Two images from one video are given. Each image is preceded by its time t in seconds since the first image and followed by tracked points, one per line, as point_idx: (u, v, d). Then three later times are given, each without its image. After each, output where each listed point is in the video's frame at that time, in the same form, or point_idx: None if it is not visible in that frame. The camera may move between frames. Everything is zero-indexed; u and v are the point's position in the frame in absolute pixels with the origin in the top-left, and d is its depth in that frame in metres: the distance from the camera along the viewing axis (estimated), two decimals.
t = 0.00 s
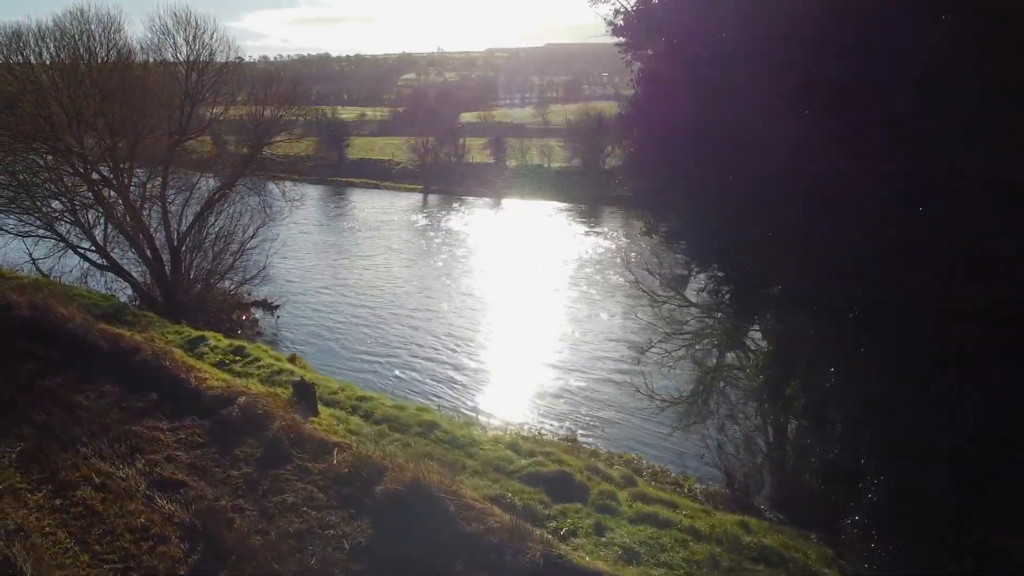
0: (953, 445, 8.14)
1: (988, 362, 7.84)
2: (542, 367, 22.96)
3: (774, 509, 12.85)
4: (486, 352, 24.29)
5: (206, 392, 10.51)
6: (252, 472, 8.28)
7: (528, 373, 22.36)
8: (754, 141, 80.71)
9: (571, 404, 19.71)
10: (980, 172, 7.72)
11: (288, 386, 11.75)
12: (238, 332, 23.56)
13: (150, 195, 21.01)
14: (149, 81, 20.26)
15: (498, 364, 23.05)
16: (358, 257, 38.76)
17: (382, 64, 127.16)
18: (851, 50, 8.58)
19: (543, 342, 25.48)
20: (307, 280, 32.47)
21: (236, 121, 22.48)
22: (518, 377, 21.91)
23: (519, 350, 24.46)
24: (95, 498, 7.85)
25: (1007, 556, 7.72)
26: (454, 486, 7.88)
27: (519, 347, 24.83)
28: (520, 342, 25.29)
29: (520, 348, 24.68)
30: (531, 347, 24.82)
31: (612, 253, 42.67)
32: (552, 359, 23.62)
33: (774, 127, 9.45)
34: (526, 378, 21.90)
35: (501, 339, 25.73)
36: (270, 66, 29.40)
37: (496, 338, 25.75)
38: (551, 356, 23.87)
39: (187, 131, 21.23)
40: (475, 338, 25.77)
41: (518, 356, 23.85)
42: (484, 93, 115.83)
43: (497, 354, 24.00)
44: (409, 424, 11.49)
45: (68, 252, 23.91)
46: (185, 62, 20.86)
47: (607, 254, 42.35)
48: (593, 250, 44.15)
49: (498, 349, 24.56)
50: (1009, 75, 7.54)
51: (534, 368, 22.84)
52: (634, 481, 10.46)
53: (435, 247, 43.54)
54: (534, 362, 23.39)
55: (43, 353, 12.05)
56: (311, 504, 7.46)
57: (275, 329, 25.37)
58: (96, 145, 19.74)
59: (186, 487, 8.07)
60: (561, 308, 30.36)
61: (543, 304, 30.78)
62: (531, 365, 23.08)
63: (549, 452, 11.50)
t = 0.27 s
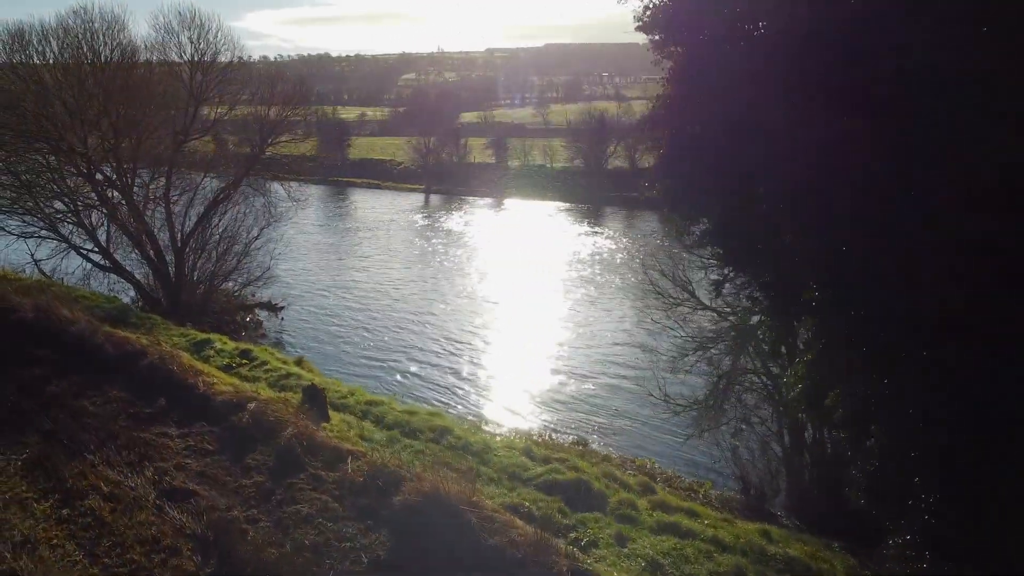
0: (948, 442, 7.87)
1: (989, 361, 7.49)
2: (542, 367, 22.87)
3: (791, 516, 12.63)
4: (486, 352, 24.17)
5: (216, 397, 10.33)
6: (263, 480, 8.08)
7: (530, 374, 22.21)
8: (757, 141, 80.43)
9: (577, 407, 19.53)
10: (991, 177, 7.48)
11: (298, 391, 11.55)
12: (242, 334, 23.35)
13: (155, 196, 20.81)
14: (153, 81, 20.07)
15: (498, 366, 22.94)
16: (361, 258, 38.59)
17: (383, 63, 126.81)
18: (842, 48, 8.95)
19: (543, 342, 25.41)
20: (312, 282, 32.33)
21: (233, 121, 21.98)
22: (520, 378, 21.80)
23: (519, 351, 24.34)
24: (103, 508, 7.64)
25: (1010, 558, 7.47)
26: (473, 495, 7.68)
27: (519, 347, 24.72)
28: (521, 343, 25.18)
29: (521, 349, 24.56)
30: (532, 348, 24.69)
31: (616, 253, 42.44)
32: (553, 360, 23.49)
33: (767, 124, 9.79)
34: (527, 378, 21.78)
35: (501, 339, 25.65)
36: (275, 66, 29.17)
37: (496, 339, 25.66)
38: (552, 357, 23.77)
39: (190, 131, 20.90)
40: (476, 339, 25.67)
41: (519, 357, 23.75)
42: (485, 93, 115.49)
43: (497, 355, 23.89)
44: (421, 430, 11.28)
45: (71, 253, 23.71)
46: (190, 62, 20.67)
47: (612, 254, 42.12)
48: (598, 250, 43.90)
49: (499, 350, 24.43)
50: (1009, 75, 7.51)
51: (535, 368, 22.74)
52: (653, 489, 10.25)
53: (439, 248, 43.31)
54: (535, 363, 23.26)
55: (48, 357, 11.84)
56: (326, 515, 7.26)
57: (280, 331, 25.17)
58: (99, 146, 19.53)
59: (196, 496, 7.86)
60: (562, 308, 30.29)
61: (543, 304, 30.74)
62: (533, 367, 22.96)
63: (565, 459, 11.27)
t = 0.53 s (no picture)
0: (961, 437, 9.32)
1: (991, 359, 8.84)
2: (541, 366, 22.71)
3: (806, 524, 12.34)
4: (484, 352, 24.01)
5: (224, 402, 10.11)
6: (276, 489, 7.88)
7: (529, 374, 22.02)
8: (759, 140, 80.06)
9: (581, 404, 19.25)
10: (990, 177, 8.71)
11: (308, 396, 11.36)
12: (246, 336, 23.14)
13: (159, 197, 20.59)
14: (158, 81, 19.88)
15: (496, 365, 22.76)
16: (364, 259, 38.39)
17: (383, 63, 126.50)
18: (850, 49, 10.27)
19: (542, 341, 25.27)
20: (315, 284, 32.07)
21: (232, 122, 21.58)
22: (518, 377, 21.62)
23: (518, 351, 24.19)
24: (112, 518, 7.42)
25: (1013, 555, 8.90)
26: (492, 506, 7.47)
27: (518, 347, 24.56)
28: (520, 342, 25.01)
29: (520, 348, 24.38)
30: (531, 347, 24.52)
31: (619, 254, 42.13)
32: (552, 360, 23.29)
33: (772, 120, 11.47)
34: (526, 378, 21.60)
35: (500, 339, 25.49)
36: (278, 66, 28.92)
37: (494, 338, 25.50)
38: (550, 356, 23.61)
39: (195, 131, 20.86)
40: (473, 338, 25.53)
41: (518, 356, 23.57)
42: (486, 93, 115.07)
43: (497, 355, 23.72)
44: (433, 435, 11.08)
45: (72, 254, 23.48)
46: (194, 62, 20.49)
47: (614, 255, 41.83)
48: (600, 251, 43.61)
49: (497, 350, 24.27)
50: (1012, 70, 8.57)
51: (534, 368, 22.56)
52: (671, 497, 10.03)
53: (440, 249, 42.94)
54: (534, 363, 23.09)
55: (51, 360, 11.63)
56: (343, 526, 7.06)
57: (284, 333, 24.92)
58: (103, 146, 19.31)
59: (207, 507, 7.66)
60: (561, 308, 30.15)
61: (542, 304, 30.59)
62: (532, 366, 22.77)
63: (581, 466, 11.04)
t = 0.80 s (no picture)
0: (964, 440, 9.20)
1: (991, 359, 8.66)
2: (541, 367, 22.57)
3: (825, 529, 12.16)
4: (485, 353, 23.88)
5: (234, 408, 9.90)
6: (290, 498, 7.67)
7: (531, 374, 21.87)
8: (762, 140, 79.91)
9: (586, 403, 19.09)
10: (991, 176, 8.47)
11: (317, 401, 11.15)
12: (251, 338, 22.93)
13: (164, 198, 20.41)
14: (162, 80, 19.69)
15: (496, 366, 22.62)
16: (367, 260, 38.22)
17: (383, 63, 126.31)
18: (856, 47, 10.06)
19: (542, 342, 25.16)
20: (319, 284, 31.89)
21: (234, 121, 21.45)
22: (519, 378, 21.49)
23: (518, 351, 24.07)
24: (122, 529, 7.21)
25: None
26: (514, 516, 7.28)
27: (519, 348, 24.44)
28: (521, 343, 24.90)
29: (521, 349, 24.24)
30: (531, 348, 24.40)
31: (622, 255, 41.97)
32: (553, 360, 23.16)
33: (775, 120, 11.36)
34: (527, 379, 21.46)
35: (500, 339, 25.38)
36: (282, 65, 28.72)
37: (494, 339, 25.38)
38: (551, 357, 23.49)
39: (199, 131, 20.69)
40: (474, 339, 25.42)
41: (519, 357, 23.44)
42: (487, 93, 114.93)
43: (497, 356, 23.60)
44: (445, 441, 10.88)
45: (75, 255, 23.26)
46: (199, 62, 20.30)
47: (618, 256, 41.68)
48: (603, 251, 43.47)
49: (498, 351, 24.15)
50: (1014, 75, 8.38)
51: (535, 368, 22.42)
52: (691, 505, 9.82)
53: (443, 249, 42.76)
54: (535, 363, 22.95)
55: (56, 364, 11.40)
56: (360, 538, 6.84)
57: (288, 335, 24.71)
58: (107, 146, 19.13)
59: (220, 516, 7.45)
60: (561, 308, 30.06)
61: (543, 304, 30.50)
62: (532, 366, 22.64)
63: (597, 472, 10.83)
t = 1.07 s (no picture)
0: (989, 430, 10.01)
1: (999, 360, 9.43)
2: (541, 367, 22.45)
3: (844, 536, 11.95)
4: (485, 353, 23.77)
5: (243, 414, 9.69)
6: (303, 509, 7.45)
7: (533, 375, 21.74)
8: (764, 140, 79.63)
9: (592, 406, 18.94)
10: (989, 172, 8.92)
11: (327, 407, 10.92)
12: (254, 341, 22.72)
13: (168, 200, 20.19)
14: (165, 80, 19.45)
15: (497, 367, 22.50)
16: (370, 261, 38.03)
17: (384, 63, 126.04)
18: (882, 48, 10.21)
19: (542, 341, 25.06)
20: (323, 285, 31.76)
21: (239, 120, 21.02)
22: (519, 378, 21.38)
23: (518, 351, 23.96)
24: (131, 540, 7.00)
25: None
26: (533, 528, 7.06)
27: (519, 347, 24.33)
28: (522, 343, 24.78)
29: (521, 349, 24.12)
30: (532, 348, 24.28)
31: (626, 255, 41.73)
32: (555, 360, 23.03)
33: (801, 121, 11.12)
34: (527, 379, 21.35)
35: (500, 339, 25.28)
36: (286, 64, 28.41)
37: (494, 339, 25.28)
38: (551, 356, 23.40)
39: (203, 130, 20.42)
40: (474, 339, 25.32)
41: (519, 357, 23.34)
42: (488, 92, 114.69)
43: (498, 356, 23.50)
44: (458, 447, 10.66)
45: (77, 256, 23.05)
46: (202, 60, 20.05)
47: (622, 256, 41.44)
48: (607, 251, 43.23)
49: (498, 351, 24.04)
50: None
51: (535, 368, 22.28)
52: (711, 514, 9.62)
53: (446, 250, 42.54)
54: (535, 363, 22.81)
55: (60, 369, 11.19)
56: (377, 552, 6.65)
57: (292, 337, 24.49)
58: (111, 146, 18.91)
59: (232, 529, 7.25)
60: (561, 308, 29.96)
61: (543, 304, 30.39)
62: (532, 366, 22.52)
63: (613, 480, 10.62)
